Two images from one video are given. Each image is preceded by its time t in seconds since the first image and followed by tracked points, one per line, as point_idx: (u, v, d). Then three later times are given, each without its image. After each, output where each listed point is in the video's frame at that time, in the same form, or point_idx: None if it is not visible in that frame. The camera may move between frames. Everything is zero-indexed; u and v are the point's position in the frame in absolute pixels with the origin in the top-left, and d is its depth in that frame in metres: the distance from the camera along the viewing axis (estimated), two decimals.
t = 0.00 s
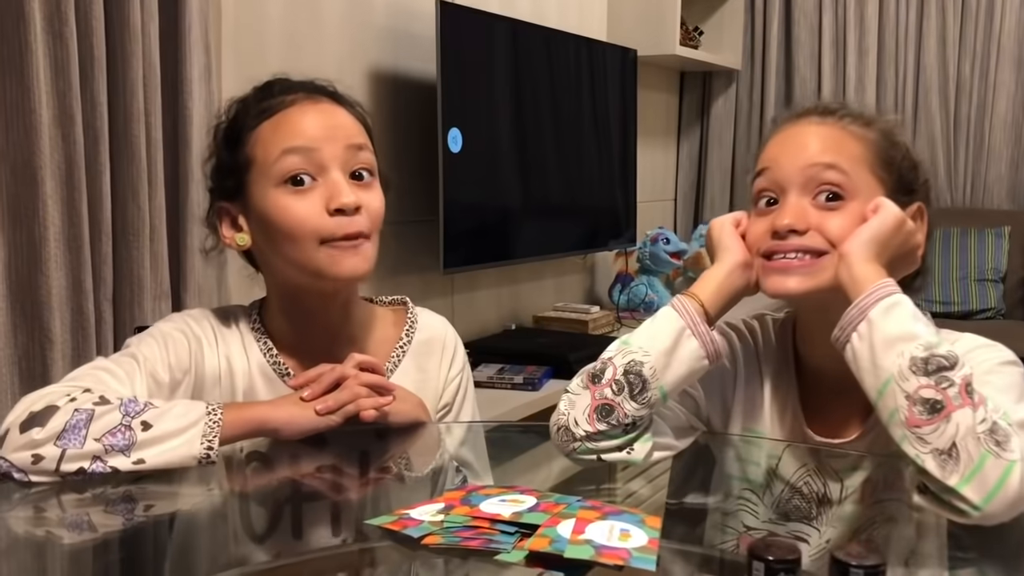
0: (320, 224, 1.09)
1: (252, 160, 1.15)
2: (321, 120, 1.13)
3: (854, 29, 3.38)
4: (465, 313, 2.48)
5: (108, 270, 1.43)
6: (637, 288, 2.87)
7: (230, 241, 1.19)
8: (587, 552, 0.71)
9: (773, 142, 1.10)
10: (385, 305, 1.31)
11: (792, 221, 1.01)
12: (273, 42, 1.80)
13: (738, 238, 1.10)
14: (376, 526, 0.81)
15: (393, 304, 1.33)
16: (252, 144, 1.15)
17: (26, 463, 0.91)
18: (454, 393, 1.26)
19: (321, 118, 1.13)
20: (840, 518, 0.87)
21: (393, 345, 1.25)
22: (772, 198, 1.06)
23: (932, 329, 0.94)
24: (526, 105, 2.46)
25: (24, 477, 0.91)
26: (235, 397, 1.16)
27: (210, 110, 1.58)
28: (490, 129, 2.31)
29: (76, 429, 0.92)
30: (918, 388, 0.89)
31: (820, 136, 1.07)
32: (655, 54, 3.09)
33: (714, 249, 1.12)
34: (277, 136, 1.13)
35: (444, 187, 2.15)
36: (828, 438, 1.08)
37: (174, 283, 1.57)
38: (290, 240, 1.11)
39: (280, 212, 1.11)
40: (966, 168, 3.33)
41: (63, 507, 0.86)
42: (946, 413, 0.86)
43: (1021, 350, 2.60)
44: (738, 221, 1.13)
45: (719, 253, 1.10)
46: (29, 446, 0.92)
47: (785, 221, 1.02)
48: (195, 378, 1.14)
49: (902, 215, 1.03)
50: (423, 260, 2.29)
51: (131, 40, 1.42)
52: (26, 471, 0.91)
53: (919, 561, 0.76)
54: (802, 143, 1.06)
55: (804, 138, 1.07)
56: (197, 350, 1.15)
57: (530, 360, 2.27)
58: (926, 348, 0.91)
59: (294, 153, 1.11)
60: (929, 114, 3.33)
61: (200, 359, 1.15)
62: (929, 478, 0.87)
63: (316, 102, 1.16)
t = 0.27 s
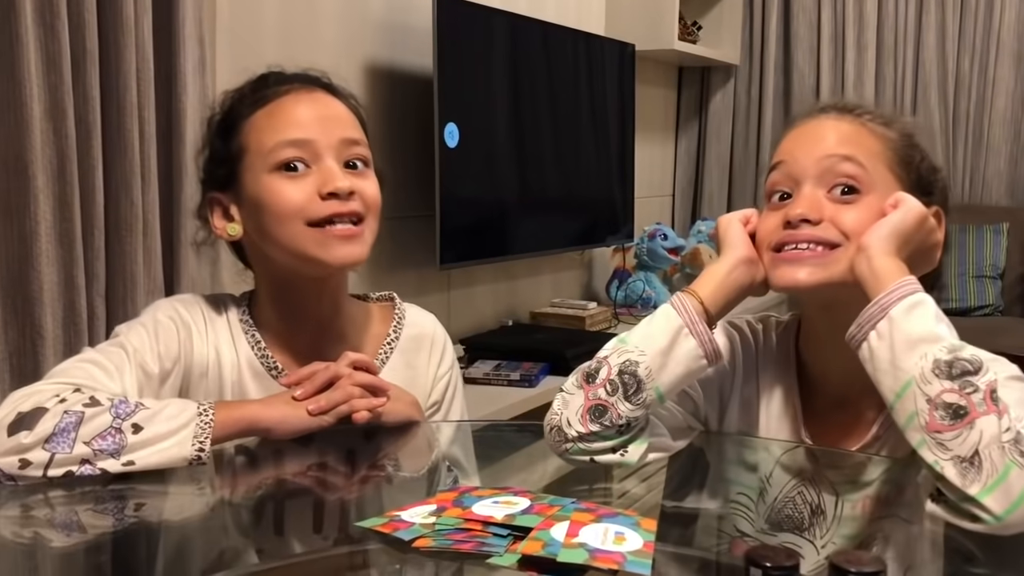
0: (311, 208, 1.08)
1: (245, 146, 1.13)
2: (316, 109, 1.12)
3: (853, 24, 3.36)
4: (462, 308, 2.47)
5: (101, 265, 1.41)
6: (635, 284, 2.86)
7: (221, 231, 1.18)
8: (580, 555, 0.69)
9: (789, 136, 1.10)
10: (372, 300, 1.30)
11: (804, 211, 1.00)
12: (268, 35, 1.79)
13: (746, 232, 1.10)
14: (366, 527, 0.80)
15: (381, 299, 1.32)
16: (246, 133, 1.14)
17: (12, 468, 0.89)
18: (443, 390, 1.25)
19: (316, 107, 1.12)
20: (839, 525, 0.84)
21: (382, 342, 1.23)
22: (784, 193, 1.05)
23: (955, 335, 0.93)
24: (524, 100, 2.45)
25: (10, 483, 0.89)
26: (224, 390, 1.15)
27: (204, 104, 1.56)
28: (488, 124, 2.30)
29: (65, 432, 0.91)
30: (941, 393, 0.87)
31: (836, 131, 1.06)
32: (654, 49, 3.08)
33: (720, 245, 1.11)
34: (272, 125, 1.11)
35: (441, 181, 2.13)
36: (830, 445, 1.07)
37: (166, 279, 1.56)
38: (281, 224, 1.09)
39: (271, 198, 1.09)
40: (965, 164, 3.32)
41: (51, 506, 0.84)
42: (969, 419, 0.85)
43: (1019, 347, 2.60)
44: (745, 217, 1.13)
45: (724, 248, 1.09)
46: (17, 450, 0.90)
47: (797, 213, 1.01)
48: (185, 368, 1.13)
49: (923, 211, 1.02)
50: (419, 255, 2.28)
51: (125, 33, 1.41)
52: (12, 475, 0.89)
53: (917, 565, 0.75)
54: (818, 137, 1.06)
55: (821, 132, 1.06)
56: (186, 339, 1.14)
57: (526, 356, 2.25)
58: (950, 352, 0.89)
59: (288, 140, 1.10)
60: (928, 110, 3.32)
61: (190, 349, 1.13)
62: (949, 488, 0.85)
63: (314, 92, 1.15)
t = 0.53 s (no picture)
0: (292, 204, 1.08)
1: (232, 134, 1.13)
2: (304, 102, 1.12)
3: (852, 16, 3.36)
4: (458, 300, 2.47)
5: (94, 255, 1.41)
6: (631, 276, 2.85)
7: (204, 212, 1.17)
8: (571, 542, 0.69)
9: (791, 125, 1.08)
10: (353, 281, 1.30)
11: (803, 204, 0.99)
12: (263, 24, 1.78)
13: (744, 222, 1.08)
14: (357, 516, 0.80)
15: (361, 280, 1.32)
16: (234, 121, 1.13)
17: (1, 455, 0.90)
18: (426, 365, 1.27)
19: (303, 100, 1.12)
20: (841, 519, 0.86)
21: (365, 320, 1.24)
22: (784, 184, 1.04)
23: (953, 326, 0.91)
24: (520, 91, 2.44)
25: None
26: (214, 377, 1.14)
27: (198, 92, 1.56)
28: (484, 116, 2.29)
29: (52, 420, 0.91)
30: (942, 389, 0.86)
31: (839, 120, 1.05)
32: (651, 41, 3.07)
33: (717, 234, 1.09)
34: (259, 116, 1.11)
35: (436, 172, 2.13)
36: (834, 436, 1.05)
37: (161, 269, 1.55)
38: (262, 217, 1.09)
39: (253, 191, 1.10)
40: (962, 157, 3.32)
41: (40, 494, 0.84)
42: (972, 416, 0.84)
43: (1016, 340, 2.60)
44: (745, 207, 1.12)
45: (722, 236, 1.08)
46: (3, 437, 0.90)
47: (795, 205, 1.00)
48: (171, 358, 1.11)
49: (925, 203, 1.00)
50: (415, 247, 2.27)
51: (118, 21, 1.40)
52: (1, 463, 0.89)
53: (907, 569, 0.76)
54: (819, 126, 1.04)
55: (824, 120, 1.05)
56: (172, 328, 1.12)
57: (523, 348, 2.25)
58: (950, 346, 0.88)
59: (275, 133, 1.10)
60: (926, 103, 3.31)
61: (176, 338, 1.12)
62: (950, 484, 0.84)
63: (304, 83, 1.14)
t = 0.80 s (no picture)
0: (286, 209, 1.11)
1: (233, 132, 1.14)
2: (305, 108, 1.13)
3: (852, 15, 3.37)
4: (458, 296, 2.48)
5: (98, 251, 1.42)
6: (631, 273, 2.87)
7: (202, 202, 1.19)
8: (574, 536, 0.71)
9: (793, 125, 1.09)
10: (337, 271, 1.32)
11: (803, 204, 1.00)
12: (266, 21, 1.79)
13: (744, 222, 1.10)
14: (364, 508, 0.82)
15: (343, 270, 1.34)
16: (238, 119, 1.14)
17: (9, 447, 0.90)
18: (415, 345, 1.29)
19: (305, 105, 1.13)
20: (838, 513, 0.87)
21: (354, 307, 1.26)
22: (784, 184, 1.05)
23: (952, 325, 0.92)
24: (521, 89, 2.45)
25: (9, 459, 0.90)
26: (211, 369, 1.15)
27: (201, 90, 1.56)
28: (485, 113, 2.30)
29: (58, 413, 0.91)
30: (941, 388, 0.86)
31: (838, 123, 1.06)
32: (652, 39, 3.08)
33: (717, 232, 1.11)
34: (263, 117, 1.12)
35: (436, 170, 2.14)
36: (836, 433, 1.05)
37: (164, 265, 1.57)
38: (258, 217, 1.12)
39: (251, 192, 1.12)
40: (961, 156, 3.33)
41: (47, 488, 0.85)
42: (970, 414, 0.85)
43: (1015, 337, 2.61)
44: (745, 207, 1.13)
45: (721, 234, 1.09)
46: (11, 429, 0.90)
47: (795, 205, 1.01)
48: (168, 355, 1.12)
49: (923, 205, 1.01)
50: (416, 244, 2.28)
51: (122, 19, 1.41)
52: (9, 454, 0.90)
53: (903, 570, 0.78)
54: (819, 128, 1.05)
55: (824, 121, 1.06)
56: (168, 325, 1.13)
57: (523, 345, 2.26)
58: (949, 346, 0.88)
59: (275, 136, 1.12)
60: (926, 101, 3.32)
61: (173, 335, 1.13)
62: (949, 482, 0.85)
63: (311, 90, 1.15)
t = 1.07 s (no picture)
0: (303, 218, 1.13)
1: (251, 142, 1.16)
2: (320, 120, 1.15)
3: (852, 20, 3.39)
4: (461, 297, 2.50)
5: (107, 252, 1.44)
6: (632, 275, 2.89)
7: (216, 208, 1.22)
8: (577, 531, 0.72)
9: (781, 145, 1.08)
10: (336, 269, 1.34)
11: (814, 236, 1.01)
12: (272, 26, 1.81)
13: (750, 236, 1.10)
14: (371, 505, 0.87)
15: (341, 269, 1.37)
16: (256, 128, 1.16)
17: (27, 441, 0.92)
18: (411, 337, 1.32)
19: (321, 118, 1.15)
20: (832, 508, 0.90)
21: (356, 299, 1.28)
22: (784, 202, 1.04)
23: (949, 334, 0.95)
24: (523, 93, 2.47)
25: (26, 454, 0.92)
26: (220, 366, 1.18)
27: (209, 94, 1.59)
28: (488, 118, 2.32)
29: (74, 407, 0.93)
30: (935, 387, 0.89)
31: (830, 136, 1.05)
32: (654, 43, 3.10)
33: (723, 246, 1.11)
34: (280, 128, 1.14)
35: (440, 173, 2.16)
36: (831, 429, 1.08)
37: (171, 265, 1.59)
38: (275, 225, 1.14)
39: (268, 201, 1.14)
40: (961, 159, 3.35)
41: (63, 483, 0.88)
42: (962, 411, 0.87)
43: (1014, 340, 2.63)
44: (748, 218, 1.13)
45: (729, 251, 1.09)
46: (29, 424, 0.92)
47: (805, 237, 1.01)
48: (178, 352, 1.14)
49: (926, 225, 1.04)
50: (419, 245, 2.31)
51: (131, 24, 1.43)
52: (27, 448, 0.92)
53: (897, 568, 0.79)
54: (812, 144, 1.05)
55: (814, 138, 1.05)
56: (179, 323, 1.14)
57: (525, 345, 2.28)
58: (944, 349, 0.91)
59: (292, 146, 1.14)
60: (926, 104, 3.34)
61: (183, 333, 1.15)
62: (941, 477, 0.86)
63: (324, 103, 1.16)
